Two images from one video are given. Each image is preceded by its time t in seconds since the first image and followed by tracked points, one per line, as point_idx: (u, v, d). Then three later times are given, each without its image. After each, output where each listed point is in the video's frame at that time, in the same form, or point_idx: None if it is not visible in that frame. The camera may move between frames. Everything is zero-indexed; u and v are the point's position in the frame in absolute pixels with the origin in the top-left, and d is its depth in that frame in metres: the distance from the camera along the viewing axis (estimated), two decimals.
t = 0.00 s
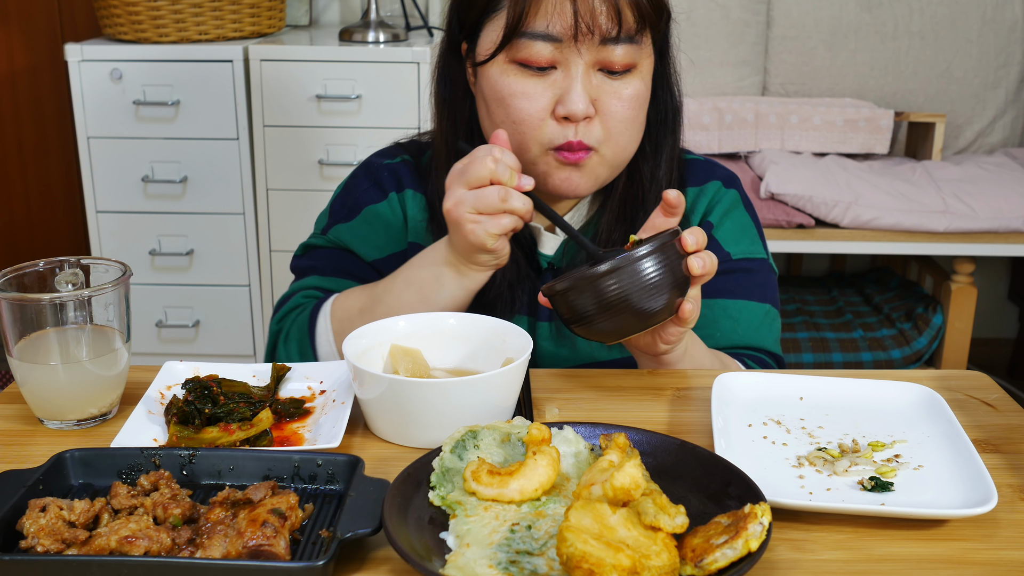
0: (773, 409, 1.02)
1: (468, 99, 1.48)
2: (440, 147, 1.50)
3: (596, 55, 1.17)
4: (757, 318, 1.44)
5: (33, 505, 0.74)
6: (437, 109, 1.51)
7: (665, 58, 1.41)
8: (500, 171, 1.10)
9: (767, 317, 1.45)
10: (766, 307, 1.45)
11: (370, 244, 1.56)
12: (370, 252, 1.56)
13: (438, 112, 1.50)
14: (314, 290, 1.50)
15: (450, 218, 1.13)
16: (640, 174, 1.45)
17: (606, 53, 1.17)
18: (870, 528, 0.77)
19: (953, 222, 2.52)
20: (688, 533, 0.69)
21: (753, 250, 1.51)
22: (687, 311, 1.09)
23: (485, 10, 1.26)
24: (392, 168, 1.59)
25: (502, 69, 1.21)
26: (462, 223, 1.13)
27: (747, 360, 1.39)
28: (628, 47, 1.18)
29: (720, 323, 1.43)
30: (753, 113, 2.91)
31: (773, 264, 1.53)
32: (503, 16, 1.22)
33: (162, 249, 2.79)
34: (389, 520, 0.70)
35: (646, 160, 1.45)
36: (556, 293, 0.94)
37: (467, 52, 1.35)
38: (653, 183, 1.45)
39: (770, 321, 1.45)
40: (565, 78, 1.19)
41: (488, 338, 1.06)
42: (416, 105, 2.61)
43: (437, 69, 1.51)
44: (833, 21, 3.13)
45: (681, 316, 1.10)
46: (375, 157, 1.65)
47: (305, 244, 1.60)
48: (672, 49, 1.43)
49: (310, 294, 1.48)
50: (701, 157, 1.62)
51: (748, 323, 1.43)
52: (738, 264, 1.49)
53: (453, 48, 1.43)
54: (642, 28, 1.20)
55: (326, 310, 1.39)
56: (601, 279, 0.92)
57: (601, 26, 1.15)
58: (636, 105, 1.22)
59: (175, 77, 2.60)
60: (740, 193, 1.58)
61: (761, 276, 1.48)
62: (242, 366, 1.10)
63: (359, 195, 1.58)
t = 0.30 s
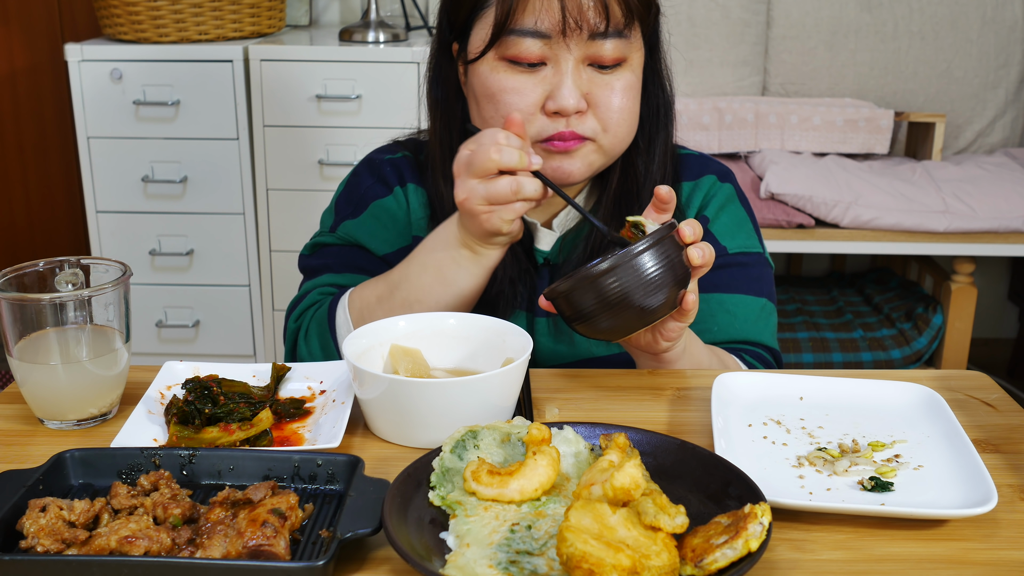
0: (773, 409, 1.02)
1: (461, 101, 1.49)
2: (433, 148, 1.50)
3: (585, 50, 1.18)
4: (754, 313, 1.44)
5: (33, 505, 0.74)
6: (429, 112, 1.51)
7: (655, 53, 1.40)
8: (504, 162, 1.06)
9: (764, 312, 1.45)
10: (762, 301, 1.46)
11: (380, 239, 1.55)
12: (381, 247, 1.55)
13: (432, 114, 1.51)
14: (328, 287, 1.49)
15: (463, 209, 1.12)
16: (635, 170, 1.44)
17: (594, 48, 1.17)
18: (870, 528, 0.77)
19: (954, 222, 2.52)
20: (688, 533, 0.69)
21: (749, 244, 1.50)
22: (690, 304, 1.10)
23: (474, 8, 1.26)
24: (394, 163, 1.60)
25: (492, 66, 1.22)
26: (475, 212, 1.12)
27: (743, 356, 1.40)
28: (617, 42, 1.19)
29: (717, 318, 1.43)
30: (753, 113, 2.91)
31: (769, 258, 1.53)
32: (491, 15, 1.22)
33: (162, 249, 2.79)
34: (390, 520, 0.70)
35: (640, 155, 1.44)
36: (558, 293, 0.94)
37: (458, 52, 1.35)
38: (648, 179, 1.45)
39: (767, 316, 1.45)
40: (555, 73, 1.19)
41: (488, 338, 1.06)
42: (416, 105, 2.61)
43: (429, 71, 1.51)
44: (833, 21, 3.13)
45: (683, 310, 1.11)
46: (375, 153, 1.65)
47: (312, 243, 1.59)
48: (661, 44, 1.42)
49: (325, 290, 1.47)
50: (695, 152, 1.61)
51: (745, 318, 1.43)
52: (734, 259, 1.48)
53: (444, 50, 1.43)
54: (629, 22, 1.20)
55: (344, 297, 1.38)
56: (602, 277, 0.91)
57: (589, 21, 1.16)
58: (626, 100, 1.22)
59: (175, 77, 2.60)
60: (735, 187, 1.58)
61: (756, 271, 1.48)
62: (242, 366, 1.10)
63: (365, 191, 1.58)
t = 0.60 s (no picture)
0: (774, 408, 1.02)
1: (462, 102, 1.47)
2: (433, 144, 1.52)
3: (582, 47, 1.18)
4: (759, 316, 1.44)
5: (32, 505, 0.74)
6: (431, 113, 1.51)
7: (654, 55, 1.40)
8: (445, 207, 1.02)
9: (768, 315, 1.45)
10: (767, 304, 1.46)
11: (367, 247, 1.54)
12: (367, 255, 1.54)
13: (433, 117, 1.51)
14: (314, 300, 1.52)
15: (422, 255, 1.10)
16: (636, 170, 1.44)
17: (591, 43, 1.18)
18: (870, 528, 0.77)
19: (953, 222, 2.52)
20: (688, 533, 0.69)
21: (754, 247, 1.50)
22: (672, 309, 1.07)
23: (471, 8, 1.27)
24: (388, 169, 1.62)
25: (489, 65, 1.22)
26: (434, 253, 1.09)
27: (752, 359, 1.40)
28: (614, 38, 1.19)
29: (724, 321, 1.44)
30: (753, 113, 2.91)
31: (773, 261, 1.53)
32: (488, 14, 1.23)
33: (162, 249, 2.79)
34: (389, 520, 0.70)
35: (640, 156, 1.44)
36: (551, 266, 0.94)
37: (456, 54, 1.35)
38: (648, 180, 1.45)
39: (771, 318, 1.45)
40: (552, 70, 1.19)
41: (488, 338, 1.06)
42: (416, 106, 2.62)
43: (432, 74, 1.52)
44: (833, 21, 3.13)
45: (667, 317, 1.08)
46: (372, 160, 1.66)
47: (307, 253, 1.61)
48: (661, 44, 1.42)
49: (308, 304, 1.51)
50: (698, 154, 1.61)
51: (750, 322, 1.43)
52: (740, 262, 1.49)
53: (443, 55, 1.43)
54: (626, 18, 1.21)
55: (319, 313, 1.39)
56: (595, 261, 0.91)
57: (584, 17, 1.17)
58: (625, 97, 1.22)
59: (175, 77, 2.60)
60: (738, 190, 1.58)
61: (761, 274, 1.49)
62: (242, 366, 1.10)
63: (359, 200, 1.60)
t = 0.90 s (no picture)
0: (774, 409, 1.02)
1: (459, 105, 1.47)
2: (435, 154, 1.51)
3: (567, 31, 1.20)
4: (762, 320, 1.44)
5: (33, 505, 0.74)
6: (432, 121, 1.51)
7: (653, 53, 1.40)
8: (436, 241, 1.08)
9: (772, 319, 1.45)
10: (771, 308, 1.46)
11: (358, 267, 1.55)
12: (358, 276, 1.55)
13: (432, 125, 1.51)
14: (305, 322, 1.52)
15: (413, 283, 1.16)
16: (635, 172, 1.44)
17: (576, 27, 1.20)
18: (870, 528, 0.77)
19: (953, 222, 2.52)
20: (688, 533, 0.69)
21: (756, 252, 1.50)
22: (664, 364, 1.07)
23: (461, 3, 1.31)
24: (383, 182, 1.60)
25: (476, 51, 1.25)
26: (425, 281, 1.15)
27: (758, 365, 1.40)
28: (600, 21, 1.21)
29: (728, 327, 1.44)
30: (753, 113, 2.90)
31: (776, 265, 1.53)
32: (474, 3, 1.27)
33: (162, 249, 2.79)
34: (389, 520, 0.70)
35: (640, 156, 1.44)
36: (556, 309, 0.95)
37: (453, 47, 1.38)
38: (647, 182, 1.44)
39: (776, 322, 1.44)
40: (537, 55, 1.21)
41: (488, 338, 1.06)
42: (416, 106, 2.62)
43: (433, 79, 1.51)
44: (833, 21, 3.13)
45: (657, 367, 1.08)
46: (368, 170, 1.66)
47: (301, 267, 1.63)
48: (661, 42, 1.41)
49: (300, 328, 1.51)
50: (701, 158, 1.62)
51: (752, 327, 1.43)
52: (743, 267, 1.49)
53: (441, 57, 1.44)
54: (612, 3, 1.23)
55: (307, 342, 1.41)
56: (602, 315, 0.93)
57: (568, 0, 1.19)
58: (613, 83, 1.23)
59: (175, 77, 2.60)
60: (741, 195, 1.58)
61: (764, 279, 1.49)
62: (242, 366, 1.10)
63: (352, 215, 1.60)
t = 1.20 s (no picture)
0: (774, 409, 1.02)
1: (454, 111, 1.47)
2: (433, 159, 1.51)
3: (555, 28, 1.20)
4: (762, 325, 1.44)
5: (32, 505, 0.74)
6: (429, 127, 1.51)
7: (652, 60, 1.40)
8: (436, 255, 1.09)
9: (772, 324, 1.45)
10: (771, 313, 1.46)
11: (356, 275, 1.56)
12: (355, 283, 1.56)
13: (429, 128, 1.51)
14: (300, 330, 1.52)
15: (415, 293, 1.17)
16: (632, 179, 1.44)
17: (564, 24, 1.20)
18: (870, 528, 0.77)
19: (953, 222, 2.52)
20: (688, 534, 0.69)
21: (755, 257, 1.50)
22: (656, 386, 1.04)
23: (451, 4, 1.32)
24: (380, 188, 1.60)
25: (466, 51, 1.25)
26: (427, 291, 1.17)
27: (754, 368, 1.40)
28: (587, 17, 1.21)
29: (725, 333, 1.45)
30: (753, 113, 2.90)
31: (776, 268, 1.53)
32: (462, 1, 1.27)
33: (162, 249, 2.79)
34: (389, 520, 0.70)
35: (638, 163, 1.44)
36: (545, 334, 0.98)
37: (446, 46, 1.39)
38: (644, 189, 1.44)
39: (775, 327, 1.45)
40: (524, 53, 1.21)
41: (488, 338, 1.06)
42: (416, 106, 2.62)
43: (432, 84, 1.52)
44: (833, 21, 3.13)
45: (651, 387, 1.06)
46: (364, 174, 1.66)
47: (297, 272, 1.63)
48: (662, 49, 1.42)
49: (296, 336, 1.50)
50: (701, 162, 1.62)
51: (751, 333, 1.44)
52: (741, 273, 1.49)
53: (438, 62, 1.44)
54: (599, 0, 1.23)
55: (304, 348, 1.41)
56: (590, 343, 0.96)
57: None
58: (603, 82, 1.23)
59: (175, 78, 2.60)
60: (740, 199, 1.58)
61: (764, 283, 1.49)
62: (242, 366, 1.10)
63: (348, 222, 1.60)
